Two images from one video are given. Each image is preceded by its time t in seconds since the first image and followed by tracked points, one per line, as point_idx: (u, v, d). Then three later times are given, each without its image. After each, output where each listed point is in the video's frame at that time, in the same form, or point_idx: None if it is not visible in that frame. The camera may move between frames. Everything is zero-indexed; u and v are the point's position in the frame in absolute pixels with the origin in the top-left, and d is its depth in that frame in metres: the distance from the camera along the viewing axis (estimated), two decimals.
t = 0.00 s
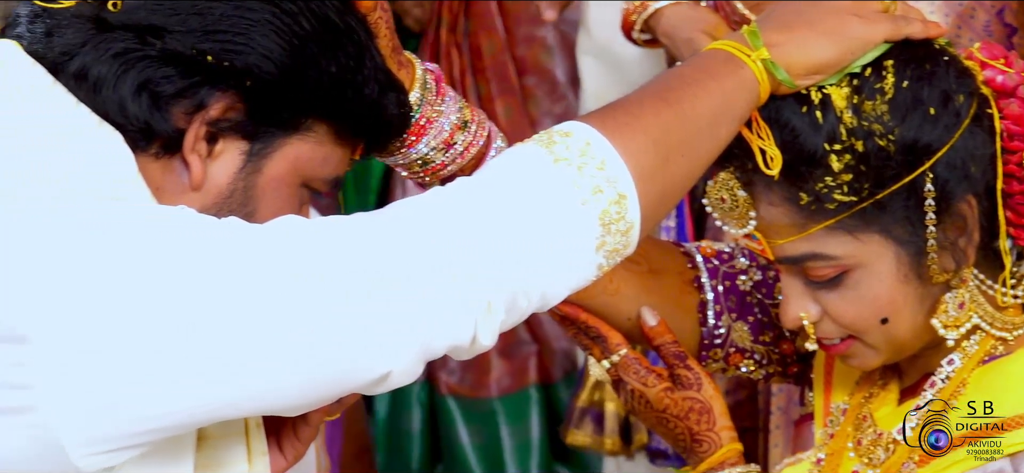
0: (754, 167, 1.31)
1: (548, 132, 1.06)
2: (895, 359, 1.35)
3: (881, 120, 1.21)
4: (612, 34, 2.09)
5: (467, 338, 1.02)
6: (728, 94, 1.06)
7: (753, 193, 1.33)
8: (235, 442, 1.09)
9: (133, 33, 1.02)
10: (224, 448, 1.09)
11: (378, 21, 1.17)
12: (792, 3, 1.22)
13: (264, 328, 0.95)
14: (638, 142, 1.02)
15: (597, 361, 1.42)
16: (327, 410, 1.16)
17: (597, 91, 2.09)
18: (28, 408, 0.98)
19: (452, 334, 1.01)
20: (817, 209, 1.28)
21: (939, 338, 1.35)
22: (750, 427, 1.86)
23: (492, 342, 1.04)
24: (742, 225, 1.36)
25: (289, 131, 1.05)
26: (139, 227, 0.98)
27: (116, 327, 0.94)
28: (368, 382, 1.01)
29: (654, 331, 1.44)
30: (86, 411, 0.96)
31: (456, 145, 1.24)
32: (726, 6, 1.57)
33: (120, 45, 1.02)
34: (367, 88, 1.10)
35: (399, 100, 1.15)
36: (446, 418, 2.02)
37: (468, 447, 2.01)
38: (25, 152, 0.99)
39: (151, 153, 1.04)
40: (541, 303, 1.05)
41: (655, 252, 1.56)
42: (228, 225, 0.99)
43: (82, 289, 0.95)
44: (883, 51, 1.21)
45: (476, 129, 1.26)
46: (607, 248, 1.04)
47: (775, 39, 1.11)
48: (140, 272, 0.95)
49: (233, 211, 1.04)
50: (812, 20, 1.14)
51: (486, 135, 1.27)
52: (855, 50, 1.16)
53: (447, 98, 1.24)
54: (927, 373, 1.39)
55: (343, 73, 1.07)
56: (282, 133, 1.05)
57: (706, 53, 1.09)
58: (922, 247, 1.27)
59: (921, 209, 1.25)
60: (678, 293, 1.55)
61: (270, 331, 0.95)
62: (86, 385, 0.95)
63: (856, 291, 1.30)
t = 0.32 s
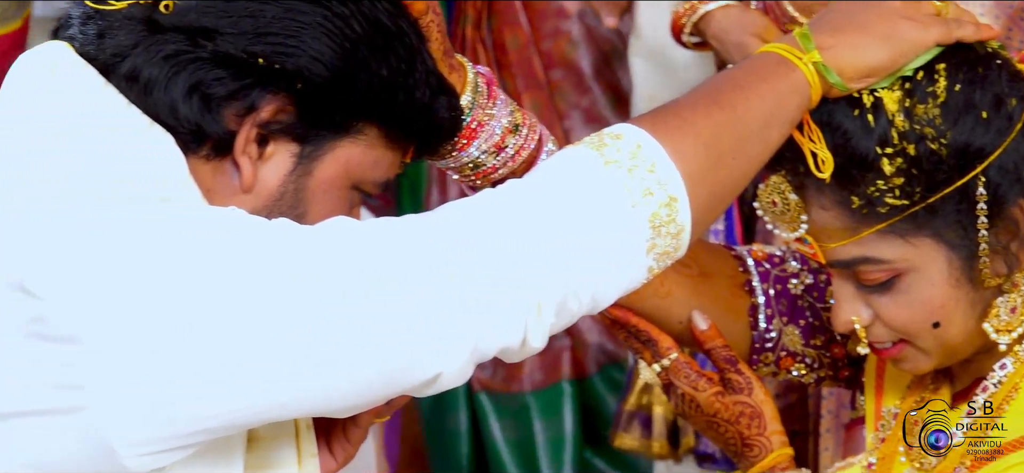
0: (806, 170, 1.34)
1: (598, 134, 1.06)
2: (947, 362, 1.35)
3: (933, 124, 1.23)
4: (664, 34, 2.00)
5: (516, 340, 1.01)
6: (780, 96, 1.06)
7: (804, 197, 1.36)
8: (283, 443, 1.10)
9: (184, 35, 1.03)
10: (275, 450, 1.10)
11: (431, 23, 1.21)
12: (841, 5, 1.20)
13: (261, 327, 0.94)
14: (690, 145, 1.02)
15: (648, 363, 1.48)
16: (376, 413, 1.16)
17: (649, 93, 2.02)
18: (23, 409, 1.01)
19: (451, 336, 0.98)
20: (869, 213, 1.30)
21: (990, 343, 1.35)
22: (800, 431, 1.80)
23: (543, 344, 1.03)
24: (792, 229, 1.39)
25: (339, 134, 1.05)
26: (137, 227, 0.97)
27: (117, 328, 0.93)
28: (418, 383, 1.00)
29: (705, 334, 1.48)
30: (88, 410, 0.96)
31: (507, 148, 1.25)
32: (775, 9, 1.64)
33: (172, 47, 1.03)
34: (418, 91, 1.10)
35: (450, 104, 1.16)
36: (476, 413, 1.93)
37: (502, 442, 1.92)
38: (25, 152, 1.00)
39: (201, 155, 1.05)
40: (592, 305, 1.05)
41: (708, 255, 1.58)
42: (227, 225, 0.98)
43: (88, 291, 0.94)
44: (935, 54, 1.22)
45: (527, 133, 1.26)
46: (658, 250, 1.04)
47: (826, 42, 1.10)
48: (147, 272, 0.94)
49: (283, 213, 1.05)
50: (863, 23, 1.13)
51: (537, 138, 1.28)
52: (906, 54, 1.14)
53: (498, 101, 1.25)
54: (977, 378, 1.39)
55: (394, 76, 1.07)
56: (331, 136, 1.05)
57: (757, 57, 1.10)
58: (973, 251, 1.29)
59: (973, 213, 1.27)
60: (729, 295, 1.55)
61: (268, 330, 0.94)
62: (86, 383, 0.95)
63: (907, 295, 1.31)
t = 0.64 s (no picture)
0: (862, 175, 1.35)
1: (654, 138, 1.06)
2: (1004, 368, 1.35)
3: (989, 129, 1.24)
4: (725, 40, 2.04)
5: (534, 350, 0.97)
6: (837, 101, 1.06)
7: (860, 202, 1.38)
8: (339, 445, 1.10)
9: (241, 39, 1.04)
10: (328, 453, 1.10)
11: (486, 28, 1.19)
12: (898, 8, 1.19)
13: (263, 327, 0.91)
14: (746, 149, 1.02)
15: (703, 368, 1.49)
16: (430, 416, 1.16)
17: (706, 97, 2.07)
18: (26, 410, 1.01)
19: (453, 337, 0.94)
20: (924, 218, 1.31)
21: None
22: (854, 436, 1.76)
23: (598, 348, 1.02)
24: (847, 234, 1.40)
25: (395, 138, 1.05)
26: (138, 227, 0.95)
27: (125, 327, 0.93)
28: (474, 387, 0.98)
29: (760, 339, 1.48)
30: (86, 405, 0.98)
31: (563, 152, 1.27)
32: (830, 14, 1.58)
33: (228, 50, 1.04)
34: (474, 96, 1.10)
35: (505, 108, 1.16)
36: (519, 410, 2.03)
37: (542, 440, 2.02)
38: (25, 154, 1.04)
39: (258, 158, 1.05)
40: (647, 310, 1.04)
41: (763, 260, 1.59)
42: (227, 225, 0.96)
43: (106, 290, 0.94)
44: (992, 59, 1.19)
45: (583, 137, 1.29)
46: (713, 254, 1.04)
47: (882, 47, 1.10)
48: (155, 272, 0.93)
49: (338, 216, 1.06)
50: (920, 28, 1.12)
51: (592, 142, 1.30)
52: (963, 58, 1.14)
53: (552, 105, 1.27)
54: None
55: (449, 80, 1.06)
56: (388, 140, 1.05)
57: (814, 61, 1.10)
58: None
59: None
60: (784, 301, 1.57)
61: (269, 330, 0.91)
62: (86, 378, 0.98)
63: (964, 300, 1.31)
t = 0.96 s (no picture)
0: (896, 181, 1.35)
1: (688, 142, 1.06)
2: None
3: None
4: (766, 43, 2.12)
5: (535, 353, 0.95)
6: (871, 106, 1.06)
7: (896, 206, 1.38)
8: (374, 447, 1.11)
9: (276, 41, 1.03)
10: (362, 455, 1.11)
11: (521, 30, 1.20)
12: (934, 12, 1.19)
13: (262, 327, 0.91)
14: (780, 153, 1.02)
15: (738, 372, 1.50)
16: (463, 418, 1.17)
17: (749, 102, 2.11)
18: (24, 411, 1.01)
19: (452, 337, 0.93)
20: (960, 223, 1.32)
21: None
22: (888, 441, 1.72)
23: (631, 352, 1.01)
24: (883, 238, 1.40)
25: (430, 141, 1.06)
26: (137, 227, 0.96)
27: (143, 327, 0.94)
28: (506, 391, 0.97)
29: (794, 344, 1.49)
30: (85, 405, 1.00)
31: (597, 156, 1.30)
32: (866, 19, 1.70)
33: (263, 53, 1.03)
34: (508, 98, 1.11)
35: (539, 110, 1.16)
36: (554, 407, 2.03)
37: (576, 437, 2.01)
38: (35, 156, 1.08)
39: (292, 160, 1.05)
40: (680, 314, 1.03)
41: (797, 263, 1.60)
42: (210, 224, 0.95)
43: (129, 290, 0.94)
44: None
45: (618, 141, 1.31)
46: (746, 259, 1.03)
47: (917, 51, 1.10)
48: (159, 270, 0.93)
49: (372, 219, 1.07)
50: (958, 33, 1.12)
51: (627, 147, 1.33)
52: (998, 63, 1.14)
53: (587, 109, 1.30)
54: None
55: (483, 82, 1.07)
56: (423, 143, 1.06)
57: (848, 66, 1.10)
58: None
59: None
60: (821, 305, 1.57)
61: (268, 330, 0.91)
62: (86, 377, 0.99)
63: (999, 305, 1.33)
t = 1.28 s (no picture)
0: (924, 182, 1.36)
1: (715, 143, 1.06)
2: None
3: None
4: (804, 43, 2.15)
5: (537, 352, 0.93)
6: (898, 108, 1.07)
7: (925, 208, 1.39)
8: (401, 449, 1.11)
9: (303, 42, 1.04)
10: (390, 455, 1.11)
11: (548, 30, 1.19)
12: (963, 13, 1.20)
13: (261, 327, 0.91)
14: (808, 155, 1.02)
15: (767, 373, 1.51)
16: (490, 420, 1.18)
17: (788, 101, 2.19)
18: (24, 411, 1.01)
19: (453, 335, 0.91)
20: (987, 225, 1.33)
21: None
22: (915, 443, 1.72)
23: (658, 353, 1.01)
24: (910, 241, 1.40)
25: (457, 142, 1.06)
26: (140, 226, 0.97)
27: (172, 327, 0.93)
28: (533, 393, 0.96)
29: (823, 345, 1.50)
30: (84, 405, 0.99)
31: (625, 156, 1.31)
32: (894, 20, 1.72)
33: (291, 54, 1.04)
34: (536, 98, 1.11)
35: (568, 111, 1.17)
36: (596, 419, 2.12)
37: (616, 449, 2.09)
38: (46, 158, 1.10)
39: (320, 161, 1.06)
40: (707, 316, 1.03)
41: (828, 265, 1.61)
42: (201, 223, 0.95)
43: (155, 291, 0.94)
44: None
45: (646, 141, 1.33)
46: (774, 261, 1.03)
47: (945, 53, 1.11)
48: (164, 268, 0.94)
49: (400, 219, 1.08)
50: (984, 34, 1.13)
51: (656, 147, 1.35)
52: None
53: (616, 109, 1.31)
54: None
55: (511, 82, 1.07)
56: (450, 144, 1.06)
57: (876, 67, 1.11)
58: None
59: None
60: (849, 308, 1.57)
61: (268, 330, 0.90)
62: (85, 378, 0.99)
63: None
